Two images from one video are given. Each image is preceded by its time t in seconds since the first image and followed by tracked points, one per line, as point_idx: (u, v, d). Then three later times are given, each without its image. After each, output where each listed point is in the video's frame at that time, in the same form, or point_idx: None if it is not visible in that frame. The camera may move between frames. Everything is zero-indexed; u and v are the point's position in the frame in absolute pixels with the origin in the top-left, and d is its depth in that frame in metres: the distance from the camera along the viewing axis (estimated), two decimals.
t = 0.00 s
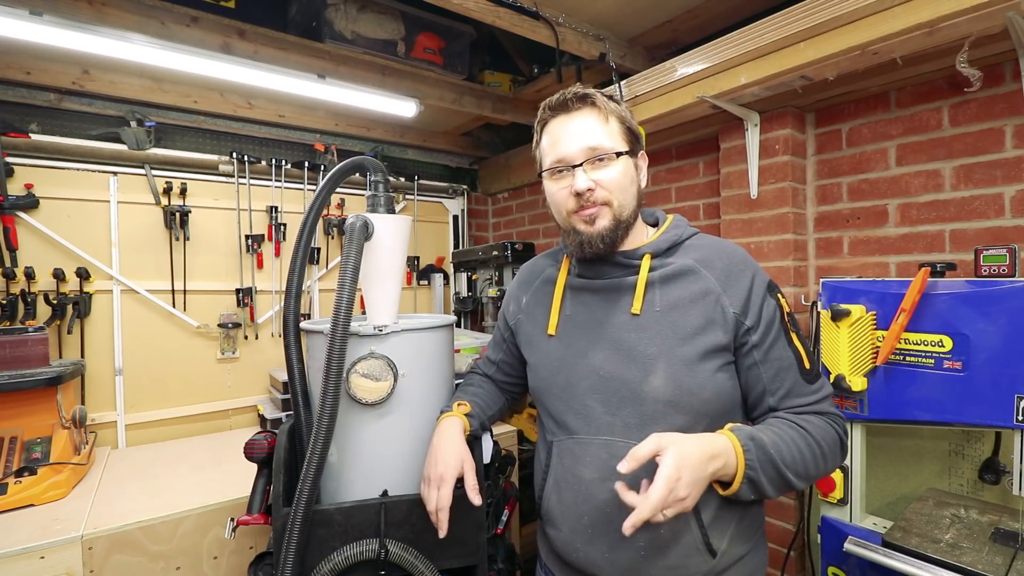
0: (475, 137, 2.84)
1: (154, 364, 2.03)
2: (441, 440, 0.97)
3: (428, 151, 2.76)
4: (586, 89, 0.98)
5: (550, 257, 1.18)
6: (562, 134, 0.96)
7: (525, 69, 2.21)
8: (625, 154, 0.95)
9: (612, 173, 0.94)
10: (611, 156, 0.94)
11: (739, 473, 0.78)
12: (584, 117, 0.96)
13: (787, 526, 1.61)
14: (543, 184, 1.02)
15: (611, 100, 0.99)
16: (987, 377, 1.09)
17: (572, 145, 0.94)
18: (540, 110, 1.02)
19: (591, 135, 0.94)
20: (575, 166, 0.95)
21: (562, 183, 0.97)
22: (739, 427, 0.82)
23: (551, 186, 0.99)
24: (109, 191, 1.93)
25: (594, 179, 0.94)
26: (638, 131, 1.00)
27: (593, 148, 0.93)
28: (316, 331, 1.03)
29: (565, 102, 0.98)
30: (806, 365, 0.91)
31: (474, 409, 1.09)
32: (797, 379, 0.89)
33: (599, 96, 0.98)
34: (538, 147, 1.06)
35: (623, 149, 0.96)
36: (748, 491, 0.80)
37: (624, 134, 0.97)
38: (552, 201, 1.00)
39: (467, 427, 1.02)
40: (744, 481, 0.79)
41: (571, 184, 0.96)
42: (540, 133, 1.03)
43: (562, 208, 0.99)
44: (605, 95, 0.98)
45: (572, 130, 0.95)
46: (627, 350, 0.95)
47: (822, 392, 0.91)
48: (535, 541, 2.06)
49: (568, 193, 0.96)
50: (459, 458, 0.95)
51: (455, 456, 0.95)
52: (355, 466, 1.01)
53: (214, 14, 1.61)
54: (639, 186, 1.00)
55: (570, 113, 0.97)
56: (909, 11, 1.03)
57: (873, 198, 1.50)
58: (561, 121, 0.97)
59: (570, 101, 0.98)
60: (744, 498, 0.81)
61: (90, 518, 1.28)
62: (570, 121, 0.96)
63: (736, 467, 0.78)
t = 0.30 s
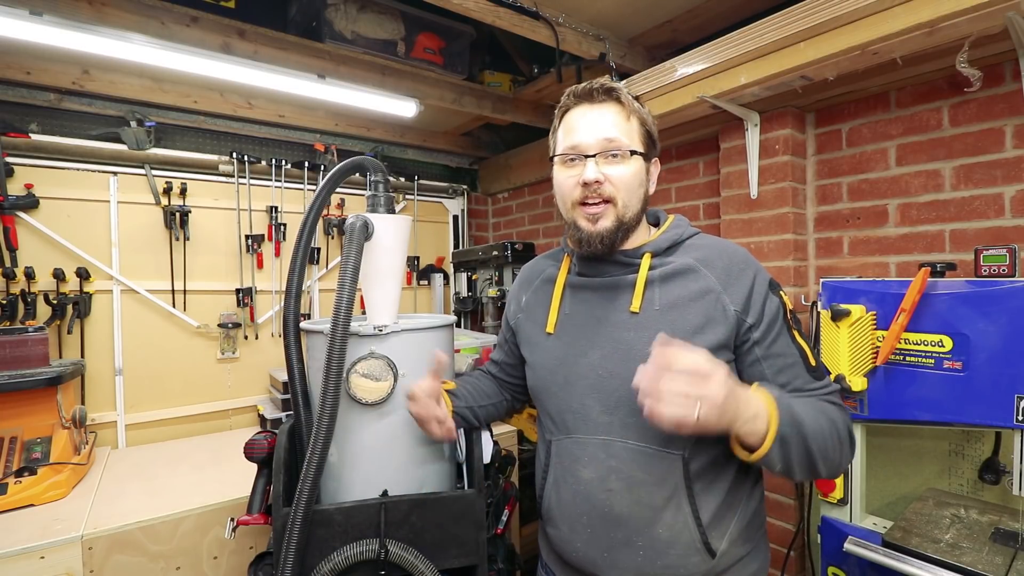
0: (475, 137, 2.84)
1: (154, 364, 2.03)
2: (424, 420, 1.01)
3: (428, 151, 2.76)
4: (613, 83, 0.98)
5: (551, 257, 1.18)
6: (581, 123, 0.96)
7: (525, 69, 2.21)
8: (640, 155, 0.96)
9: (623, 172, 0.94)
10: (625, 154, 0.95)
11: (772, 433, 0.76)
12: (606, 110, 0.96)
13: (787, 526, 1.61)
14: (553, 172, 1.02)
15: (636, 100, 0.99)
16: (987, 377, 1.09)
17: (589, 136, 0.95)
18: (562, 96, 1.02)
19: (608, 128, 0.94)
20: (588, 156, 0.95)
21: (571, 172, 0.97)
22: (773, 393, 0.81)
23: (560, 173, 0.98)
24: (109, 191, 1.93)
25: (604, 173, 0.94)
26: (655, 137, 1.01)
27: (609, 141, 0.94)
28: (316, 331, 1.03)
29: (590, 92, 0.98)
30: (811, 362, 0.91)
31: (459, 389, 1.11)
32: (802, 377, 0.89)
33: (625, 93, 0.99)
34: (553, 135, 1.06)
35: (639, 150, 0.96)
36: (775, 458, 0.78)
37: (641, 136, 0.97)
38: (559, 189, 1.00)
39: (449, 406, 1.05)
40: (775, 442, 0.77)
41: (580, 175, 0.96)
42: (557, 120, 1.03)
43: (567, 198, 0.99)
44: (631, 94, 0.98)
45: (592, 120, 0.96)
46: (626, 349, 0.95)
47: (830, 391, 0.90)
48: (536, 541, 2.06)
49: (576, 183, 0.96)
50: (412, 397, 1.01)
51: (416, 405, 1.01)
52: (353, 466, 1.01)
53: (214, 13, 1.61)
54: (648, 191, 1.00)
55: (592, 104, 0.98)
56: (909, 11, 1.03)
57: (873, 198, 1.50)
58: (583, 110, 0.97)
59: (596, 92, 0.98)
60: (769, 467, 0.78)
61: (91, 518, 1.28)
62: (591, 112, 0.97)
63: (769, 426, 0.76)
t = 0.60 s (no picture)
0: (475, 137, 2.84)
1: (154, 364, 2.03)
2: (416, 431, 0.97)
3: (428, 151, 2.76)
4: (627, 87, 0.97)
5: (551, 256, 1.18)
6: (586, 123, 0.96)
7: (525, 69, 2.21)
8: (639, 164, 0.95)
9: (617, 179, 0.94)
10: (624, 163, 0.94)
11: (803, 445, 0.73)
12: (614, 113, 0.95)
13: (787, 526, 1.61)
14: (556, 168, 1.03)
15: (648, 104, 0.97)
16: (987, 377, 1.09)
17: (590, 138, 0.95)
18: (577, 92, 1.01)
19: (609, 133, 0.94)
20: (586, 159, 0.95)
21: (570, 171, 0.97)
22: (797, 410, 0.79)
23: (562, 171, 0.99)
24: (109, 191, 1.93)
25: (598, 179, 0.94)
26: (665, 142, 0.99)
27: (608, 147, 0.94)
28: (316, 331, 1.03)
29: (601, 92, 0.97)
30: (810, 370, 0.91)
31: (453, 393, 1.08)
32: (801, 382, 0.89)
33: (637, 97, 0.97)
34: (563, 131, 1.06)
35: (639, 158, 0.95)
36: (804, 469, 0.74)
37: (645, 143, 0.96)
38: (558, 187, 1.01)
39: (444, 414, 1.02)
40: (806, 462, 0.74)
41: (576, 176, 0.96)
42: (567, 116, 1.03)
43: (564, 197, 0.99)
44: (643, 98, 0.97)
45: (597, 122, 0.95)
46: (625, 351, 0.95)
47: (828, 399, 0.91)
48: (536, 541, 2.06)
49: (571, 184, 0.97)
50: (370, 426, 0.93)
51: (384, 429, 0.94)
52: (353, 465, 1.01)
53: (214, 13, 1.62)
54: (648, 198, 0.99)
55: (602, 105, 0.97)
56: (909, 11, 1.03)
57: (873, 198, 1.50)
58: (590, 110, 0.97)
59: (606, 93, 0.97)
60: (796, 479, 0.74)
61: (91, 518, 1.28)
62: (598, 113, 0.96)
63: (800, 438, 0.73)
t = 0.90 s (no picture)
0: (475, 137, 2.84)
1: (154, 364, 2.03)
2: (421, 445, 0.97)
3: (428, 151, 2.76)
4: (633, 85, 0.97)
5: (551, 256, 1.17)
6: (593, 123, 0.96)
7: (525, 69, 2.21)
8: (650, 163, 0.95)
9: (630, 179, 0.94)
10: (636, 162, 0.94)
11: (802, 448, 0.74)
12: (622, 113, 0.95)
13: (787, 526, 1.61)
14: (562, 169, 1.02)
15: (655, 101, 0.98)
16: (987, 377, 1.09)
17: (600, 138, 0.94)
18: (581, 91, 1.00)
19: (619, 132, 0.93)
20: (597, 159, 0.95)
21: (580, 172, 0.96)
22: (796, 416, 0.79)
23: (569, 171, 0.98)
24: (109, 191, 1.93)
25: (610, 179, 0.94)
26: (672, 140, 0.99)
27: (620, 147, 0.93)
28: (316, 331, 1.03)
29: (608, 91, 0.96)
30: (813, 369, 0.92)
31: (454, 401, 1.07)
32: (805, 382, 0.90)
33: (644, 96, 0.97)
34: (565, 129, 1.05)
35: (650, 157, 0.95)
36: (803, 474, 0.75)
37: (654, 142, 0.96)
38: (566, 188, 0.99)
39: (447, 422, 1.02)
40: (803, 469, 0.74)
41: (587, 177, 0.95)
42: (572, 115, 1.02)
43: (572, 198, 0.98)
44: (650, 96, 0.97)
45: (605, 122, 0.95)
46: (629, 352, 0.95)
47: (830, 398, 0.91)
48: (536, 541, 2.06)
49: (582, 185, 0.96)
50: (376, 449, 0.93)
51: (392, 450, 0.93)
52: (354, 465, 1.01)
53: (214, 13, 1.62)
54: (657, 197, 0.99)
55: (609, 104, 0.96)
56: (909, 11, 1.03)
57: (873, 198, 1.50)
58: (598, 110, 0.96)
59: (614, 92, 0.96)
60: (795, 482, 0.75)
61: (91, 518, 1.28)
62: (606, 112, 0.96)
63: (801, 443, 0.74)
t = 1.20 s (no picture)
0: (475, 137, 2.84)
1: (154, 364, 2.03)
2: (425, 446, 0.97)
3: (428, 151, 2.76)
4: (638, 85, 0.96)
5: (551, 256, 1.17)
6: (597, 122, 0.95)
7: (525, 69, 2.21)
8: (653, 163, 0.95)
9: (633, 179, 0.94)
10: (640, 162, 0.94)
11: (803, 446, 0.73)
12: (626, 113, 0.95)
13: (787, 526, 1.61)
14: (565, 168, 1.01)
15: (659, 102, 0.98)
16: (987, 377, 1.09)
17: (604, 137, 0.94)
18: (586, 90, 1.00)
19: (624, 132, 0.93)
20: (601, 158, 0.94)
21: (584, 171, 0.96)
22: (795, 413, 0.79)
23: (572, 170, 0.98)
24: (109, 191, 1.93)
25: (614, 178, 0.94)
26: (674, 141, 0.99)
27: (624, 146, 0.93)
28: (316, 331, 1.03)
29: (612, 91, 0.96)
30: (812, 368, 0.92)
31: (454, 402, 1.06)
32: (805, 381, 0.90)
33: (648, 96, 0.97)
34: (568, 128, 1.05)
35: (653, 157, 0.95)
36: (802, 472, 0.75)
37: (658, 142, 0.96)
38: (569, 187, 0.99)
39: (448, 422, 1.02)
40: (803, 465, 0.74)
41: (591, 176, 0.95)
42: (575, 114, 1.01)
43: (576, 196, 0.98)
44: (654, 97, 0.97)
45: (609, 121, 0.94)
46: (630, 352, 0.95)
47: (829, 396, 0.92)
48: (536, 541, 2.06)
49: (586, 184, 0.96)
50: (380, 452, 0.93)
51: (396, 453, 0.94)
52: (353, 466, 1.01)
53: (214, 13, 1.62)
54: (660, 198, 0.99)
55: (614, 104, 0.96)
56: (909, 11, 1.03)
57: (873, 198, 1.50)
58: (602, 109, 0.96)
59: (619, 91, 0.96)
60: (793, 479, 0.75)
61: (91, 518, 1.28)
62: (610, 112, 0.95)
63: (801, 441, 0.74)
